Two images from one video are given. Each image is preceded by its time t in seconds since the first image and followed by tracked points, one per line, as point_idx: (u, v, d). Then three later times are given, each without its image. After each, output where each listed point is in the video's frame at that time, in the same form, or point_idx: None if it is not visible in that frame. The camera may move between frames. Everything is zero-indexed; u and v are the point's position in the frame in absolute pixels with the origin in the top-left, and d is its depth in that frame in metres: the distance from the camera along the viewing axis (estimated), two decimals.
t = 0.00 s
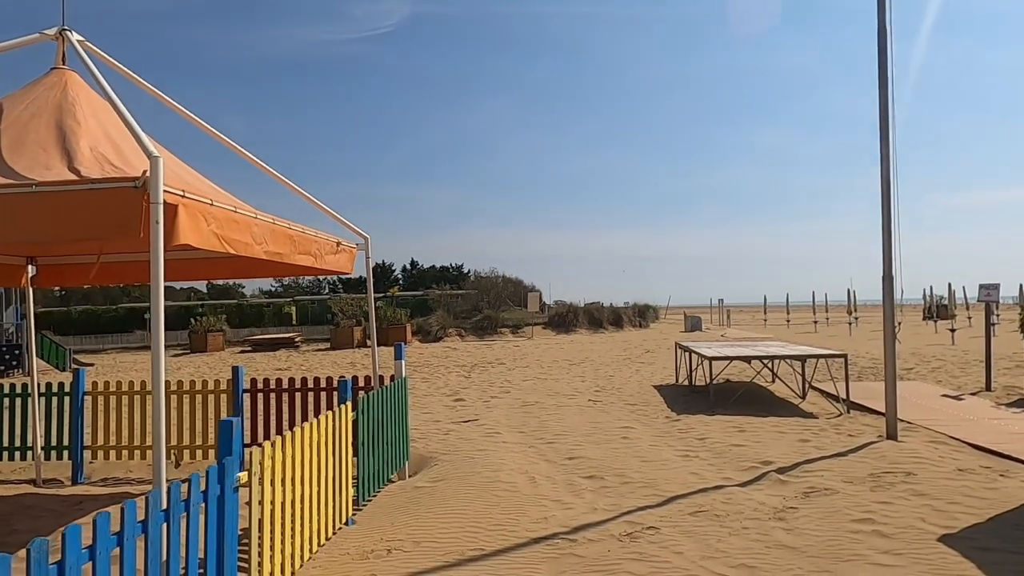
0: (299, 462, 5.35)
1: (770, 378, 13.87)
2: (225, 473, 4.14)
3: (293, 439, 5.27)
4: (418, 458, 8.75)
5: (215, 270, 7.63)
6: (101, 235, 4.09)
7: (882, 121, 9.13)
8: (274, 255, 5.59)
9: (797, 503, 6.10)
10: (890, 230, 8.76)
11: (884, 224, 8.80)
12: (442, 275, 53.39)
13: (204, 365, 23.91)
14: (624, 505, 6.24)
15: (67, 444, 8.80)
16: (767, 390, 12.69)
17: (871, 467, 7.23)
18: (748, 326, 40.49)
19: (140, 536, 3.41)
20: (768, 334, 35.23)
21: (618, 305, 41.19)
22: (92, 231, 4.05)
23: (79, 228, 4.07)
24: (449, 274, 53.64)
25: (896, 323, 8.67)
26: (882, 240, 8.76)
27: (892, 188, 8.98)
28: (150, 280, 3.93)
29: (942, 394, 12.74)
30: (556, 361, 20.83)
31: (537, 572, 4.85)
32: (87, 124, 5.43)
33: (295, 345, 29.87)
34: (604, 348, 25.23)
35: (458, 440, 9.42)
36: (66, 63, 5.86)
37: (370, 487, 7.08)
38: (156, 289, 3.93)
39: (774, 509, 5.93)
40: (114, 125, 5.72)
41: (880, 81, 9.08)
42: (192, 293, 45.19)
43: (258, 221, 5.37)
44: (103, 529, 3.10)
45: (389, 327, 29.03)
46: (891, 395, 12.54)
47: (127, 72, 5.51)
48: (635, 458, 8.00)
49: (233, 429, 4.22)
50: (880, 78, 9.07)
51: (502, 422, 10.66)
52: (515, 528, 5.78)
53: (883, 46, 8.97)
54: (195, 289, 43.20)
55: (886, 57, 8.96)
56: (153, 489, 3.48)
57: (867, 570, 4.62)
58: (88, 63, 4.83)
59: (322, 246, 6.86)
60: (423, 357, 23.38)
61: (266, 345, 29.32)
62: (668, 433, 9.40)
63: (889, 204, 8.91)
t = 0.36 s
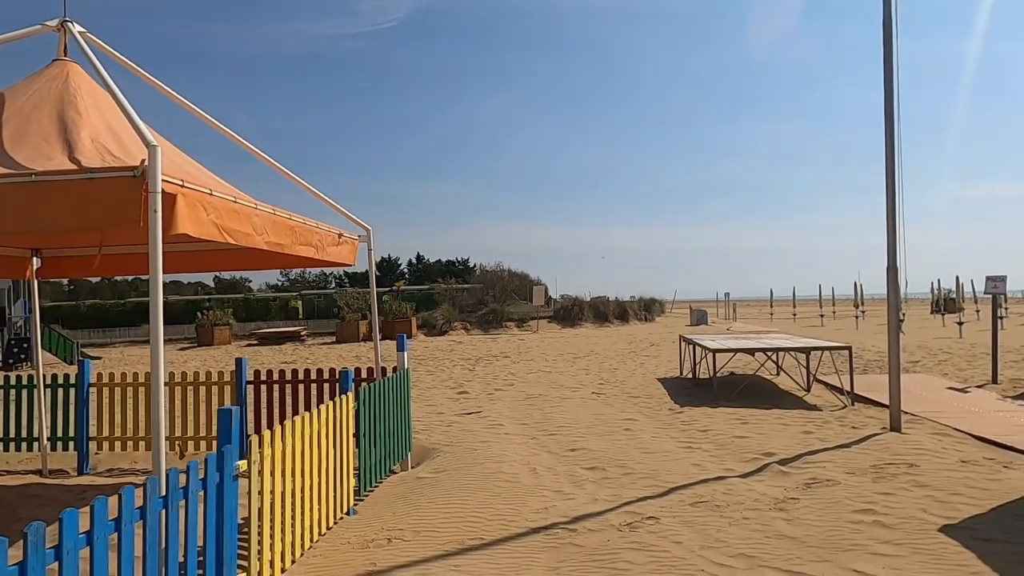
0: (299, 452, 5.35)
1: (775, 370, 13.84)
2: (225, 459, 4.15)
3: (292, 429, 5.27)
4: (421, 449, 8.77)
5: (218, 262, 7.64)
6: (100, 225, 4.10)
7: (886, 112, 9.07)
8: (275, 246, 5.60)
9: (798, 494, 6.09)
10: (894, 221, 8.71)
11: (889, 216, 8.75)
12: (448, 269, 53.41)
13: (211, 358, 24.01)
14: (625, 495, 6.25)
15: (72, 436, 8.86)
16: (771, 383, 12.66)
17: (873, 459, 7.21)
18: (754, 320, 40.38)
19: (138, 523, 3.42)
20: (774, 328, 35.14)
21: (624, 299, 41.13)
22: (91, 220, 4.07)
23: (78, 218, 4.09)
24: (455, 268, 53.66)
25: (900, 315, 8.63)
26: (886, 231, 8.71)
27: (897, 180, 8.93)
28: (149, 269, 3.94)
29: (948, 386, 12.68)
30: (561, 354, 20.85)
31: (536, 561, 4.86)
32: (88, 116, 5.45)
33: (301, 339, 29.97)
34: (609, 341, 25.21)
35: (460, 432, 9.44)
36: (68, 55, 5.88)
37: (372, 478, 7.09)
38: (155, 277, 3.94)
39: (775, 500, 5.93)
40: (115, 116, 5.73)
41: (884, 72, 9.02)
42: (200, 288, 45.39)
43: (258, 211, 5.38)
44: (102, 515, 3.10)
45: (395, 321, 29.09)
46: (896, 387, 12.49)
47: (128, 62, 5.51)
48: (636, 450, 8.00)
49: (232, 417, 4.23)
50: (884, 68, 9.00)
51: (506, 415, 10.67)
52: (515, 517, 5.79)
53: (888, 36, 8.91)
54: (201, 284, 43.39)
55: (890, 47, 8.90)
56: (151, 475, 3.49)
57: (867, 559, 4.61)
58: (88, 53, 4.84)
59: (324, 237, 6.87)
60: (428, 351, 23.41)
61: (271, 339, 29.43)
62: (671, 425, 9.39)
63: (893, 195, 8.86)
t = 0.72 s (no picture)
0: (287, 434, 5.40)
1: (776, 354, 13.81)
2: (206, 441, 4.24)
3: (279, 411, 5.33)
4: (417, 432, 8.85)
5: (214, 247, 7.70)
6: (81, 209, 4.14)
7: (885, 94, 8.98)
8: (261, 231, 5.64)
9: (785, 476, 6.11)
10: (892, 204, 8.64)
11: (886, 199, 8.68)
12: (457, 254, 53.46)
13: (219, 343, 24.26)
14: (613, 477, 6.29)
15: (76, 419, 9.01)
16: (772, 366, 12.65)
17: (865, 441, 7.21)
18: (763, 304, 40.22)
19: (115, 501, 3.51)
20: (782, 312, 35.00)
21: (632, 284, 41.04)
22: (71, 205, 4.12)
23: (60, 203, 4.15)
24: (464, 253, 53.71)
25: (897, 298, 8.58)
26: (883, 215, 8.65)
27: (895, 163, 8.85)
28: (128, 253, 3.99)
29: (951, 370, 12.61)
30: (566, 339, 20.88)
31: (518, 540, 4.91)
32: (76, 102, 5.49)
33: (309, 324, 30.17)
34: (615, 326, 25.21)
35: (457, 415, 9.52)
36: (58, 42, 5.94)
37: (365, 460, 7.16)
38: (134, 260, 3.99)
39: (761, 482, 5.95)
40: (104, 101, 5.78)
41: (883, 53, 8.92)
42: (211, 274, 45.71)
43: (244, 196, 5.42)
44: (75, 493, 3.19)
45: (401, 306, 29.22)
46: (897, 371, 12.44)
47: (115, 48, 5.55)
48: (629, 432, 8.04)
49: (214, 399, 4.31)
50: (883, 47, 8.90)
51: (504, 398, 10.73)
52: (502, 498, 5.85)
53: (887, 16, 8.81)
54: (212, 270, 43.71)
55: (890, 28, 8.79)
56: (127, 455, 3.58)
57: (846, 539, 4.63)
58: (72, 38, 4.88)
59: (315, 222, 6.91)
60: (434, 336, 23.51)
61: (280, 324, 29.65)
62: (667, 408, 9.42)
63: (891, 178, 8.79)
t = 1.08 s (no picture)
0: (285, 413, 5.46)
1: (780, 332, 13.79)
2: (200, 420, 4.29)
3: (277, 390, 5.37)
4: (418, 410, 8.92)
5: (214, 229, 7.72)
6: (72, 193, 4.16)
7: (889, 70, 8.87)
8: (256, 212, 5.66)
9: (780, 453, 6.13)
10: (894, 181, 8.57)
11: (888, 177, 8.61)
12: (465, 234, 53.38)
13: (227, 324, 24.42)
14: (609, 455, 6.33)
15: (82, 399, 9.12)
16: (774, 345, 12.65)
17: (863, 419, 7.21)
18: (771, 283, 40.08)
19: (108, 480, 3.57)
20: (789, 290, 34.86)
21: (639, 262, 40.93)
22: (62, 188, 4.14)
23: (51, 186, 4.16)
24: (471, 233, 53.65)
25: (898, 276, 8.53)
26: (885, 192, 8.58)
27: (898, 140, 8.76)
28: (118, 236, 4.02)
29: (955, 348, 12.57)
30: (571, 318, 20.90)
31: (511, 517, 4.97)
32: (70, 85, 5.49)
33: (317, 304, 30.32)
34: (621, 305, 25.19)
35: (458, 394, 9.58)
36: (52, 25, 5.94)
37: (365, 438, 7.23)
38: (124, 243, 4.02)
39: (755, 459, 5.97)
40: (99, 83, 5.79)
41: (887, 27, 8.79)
42: (220, 255, 45.92)
43: (238, 177, 5.43)
44: (67, 472, 3.25)
45: (408, 286, 29.28)
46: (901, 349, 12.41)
47: (108, 29, 5.55)
48: (628, 410, 8.08)
49: (208, 379, 4.37)
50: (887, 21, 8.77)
51: (505, 377, 10.79)
52: (498, 476, 5.90)
53: None
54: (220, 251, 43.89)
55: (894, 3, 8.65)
56: (121, 434, 3.63)
57: (836, 516, 4.66)
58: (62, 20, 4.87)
59: (312, 203, 6.92)
60: (440, 315, 23.59)
61: (288, 305, 29.80)
62: (667, 387, 9.45)
63: (894, 155, 8.70)
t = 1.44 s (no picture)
0: (292, 388, 5.48)
1: (788, 305, 13.74)
2: (207, 394, 4.33)
3: (284, 365, 5.40)
4: (426, 384, 8.97)
5: (219, 205, 7.72)
6: (75, 168, 4.15)
7: (902, 39, 8.71)
8: (260, 187, 5.64)
9: (786, 426, 6.14)
10: (905, 153, 8.46)
11: (900, 148, 8.49)
12: (473, 208, 53.22)
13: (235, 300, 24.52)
14: (615, 428, 6.36)
15: (94, 374, 9.21)
16: (783, 318, 12.61)
17: (870, 391, 7.20)
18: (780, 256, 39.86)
19: (117, 453, 3.60)
20: (798, 264, 34.67)
21: (647, 236, 40.76)
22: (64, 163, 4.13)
23: (54, 161, 4.15)
24: (479, 207, 53.50)
25: (908, 249, 8.45)
26: (896, 164, 8.48)
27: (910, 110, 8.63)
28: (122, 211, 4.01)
29: (965, 320, 12.49)
30: (578, 292, 20.88)
31: (517, 489, 5.01)
32: (71, 59, 5.45)
33: (324, 280, 30.40)
34: (628, 279, 25.14)
35: (465, 368, 9.62)
36: None
37: (372, 412, 7.27)
38: (128, 218, 4.01)
39: (761, 432, 5.98)
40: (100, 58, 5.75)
41: None
42: (228, 231, 46.00)
43: (241, 152, 5.40)
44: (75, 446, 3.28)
45: (415, 261, 29.30)
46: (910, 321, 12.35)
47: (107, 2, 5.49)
48: (634, 384, 8.10)
49: (214, 354, 4.39)
50: None
51: (512, 351, 10.81)
52: (504, 449, 5.94)
53: None
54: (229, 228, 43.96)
55: None
56: (129, 409, 3.66)
57: (841, 488, 4.67)
58: None
59: (316, 177, 6.90)
60: (448, 290, 23.62)
61: (296, 280, 29.89)
62: (674, 360, 9.46)
63: (906, 125, 8.58)
